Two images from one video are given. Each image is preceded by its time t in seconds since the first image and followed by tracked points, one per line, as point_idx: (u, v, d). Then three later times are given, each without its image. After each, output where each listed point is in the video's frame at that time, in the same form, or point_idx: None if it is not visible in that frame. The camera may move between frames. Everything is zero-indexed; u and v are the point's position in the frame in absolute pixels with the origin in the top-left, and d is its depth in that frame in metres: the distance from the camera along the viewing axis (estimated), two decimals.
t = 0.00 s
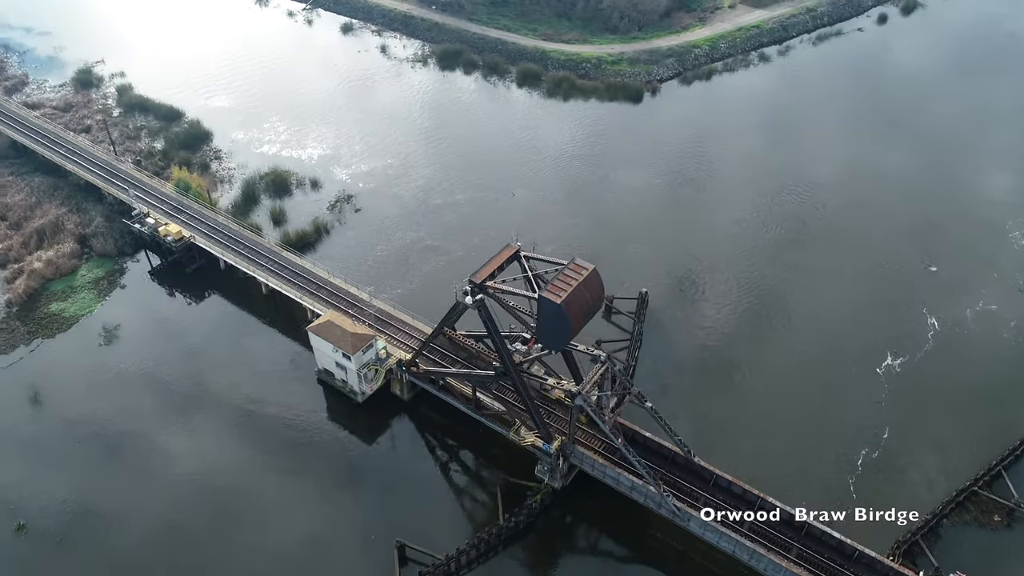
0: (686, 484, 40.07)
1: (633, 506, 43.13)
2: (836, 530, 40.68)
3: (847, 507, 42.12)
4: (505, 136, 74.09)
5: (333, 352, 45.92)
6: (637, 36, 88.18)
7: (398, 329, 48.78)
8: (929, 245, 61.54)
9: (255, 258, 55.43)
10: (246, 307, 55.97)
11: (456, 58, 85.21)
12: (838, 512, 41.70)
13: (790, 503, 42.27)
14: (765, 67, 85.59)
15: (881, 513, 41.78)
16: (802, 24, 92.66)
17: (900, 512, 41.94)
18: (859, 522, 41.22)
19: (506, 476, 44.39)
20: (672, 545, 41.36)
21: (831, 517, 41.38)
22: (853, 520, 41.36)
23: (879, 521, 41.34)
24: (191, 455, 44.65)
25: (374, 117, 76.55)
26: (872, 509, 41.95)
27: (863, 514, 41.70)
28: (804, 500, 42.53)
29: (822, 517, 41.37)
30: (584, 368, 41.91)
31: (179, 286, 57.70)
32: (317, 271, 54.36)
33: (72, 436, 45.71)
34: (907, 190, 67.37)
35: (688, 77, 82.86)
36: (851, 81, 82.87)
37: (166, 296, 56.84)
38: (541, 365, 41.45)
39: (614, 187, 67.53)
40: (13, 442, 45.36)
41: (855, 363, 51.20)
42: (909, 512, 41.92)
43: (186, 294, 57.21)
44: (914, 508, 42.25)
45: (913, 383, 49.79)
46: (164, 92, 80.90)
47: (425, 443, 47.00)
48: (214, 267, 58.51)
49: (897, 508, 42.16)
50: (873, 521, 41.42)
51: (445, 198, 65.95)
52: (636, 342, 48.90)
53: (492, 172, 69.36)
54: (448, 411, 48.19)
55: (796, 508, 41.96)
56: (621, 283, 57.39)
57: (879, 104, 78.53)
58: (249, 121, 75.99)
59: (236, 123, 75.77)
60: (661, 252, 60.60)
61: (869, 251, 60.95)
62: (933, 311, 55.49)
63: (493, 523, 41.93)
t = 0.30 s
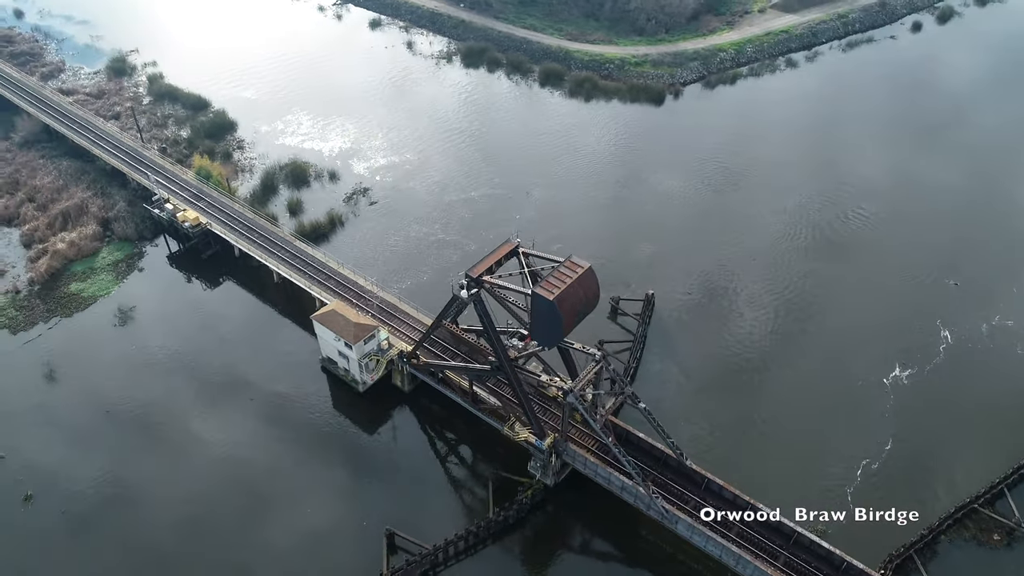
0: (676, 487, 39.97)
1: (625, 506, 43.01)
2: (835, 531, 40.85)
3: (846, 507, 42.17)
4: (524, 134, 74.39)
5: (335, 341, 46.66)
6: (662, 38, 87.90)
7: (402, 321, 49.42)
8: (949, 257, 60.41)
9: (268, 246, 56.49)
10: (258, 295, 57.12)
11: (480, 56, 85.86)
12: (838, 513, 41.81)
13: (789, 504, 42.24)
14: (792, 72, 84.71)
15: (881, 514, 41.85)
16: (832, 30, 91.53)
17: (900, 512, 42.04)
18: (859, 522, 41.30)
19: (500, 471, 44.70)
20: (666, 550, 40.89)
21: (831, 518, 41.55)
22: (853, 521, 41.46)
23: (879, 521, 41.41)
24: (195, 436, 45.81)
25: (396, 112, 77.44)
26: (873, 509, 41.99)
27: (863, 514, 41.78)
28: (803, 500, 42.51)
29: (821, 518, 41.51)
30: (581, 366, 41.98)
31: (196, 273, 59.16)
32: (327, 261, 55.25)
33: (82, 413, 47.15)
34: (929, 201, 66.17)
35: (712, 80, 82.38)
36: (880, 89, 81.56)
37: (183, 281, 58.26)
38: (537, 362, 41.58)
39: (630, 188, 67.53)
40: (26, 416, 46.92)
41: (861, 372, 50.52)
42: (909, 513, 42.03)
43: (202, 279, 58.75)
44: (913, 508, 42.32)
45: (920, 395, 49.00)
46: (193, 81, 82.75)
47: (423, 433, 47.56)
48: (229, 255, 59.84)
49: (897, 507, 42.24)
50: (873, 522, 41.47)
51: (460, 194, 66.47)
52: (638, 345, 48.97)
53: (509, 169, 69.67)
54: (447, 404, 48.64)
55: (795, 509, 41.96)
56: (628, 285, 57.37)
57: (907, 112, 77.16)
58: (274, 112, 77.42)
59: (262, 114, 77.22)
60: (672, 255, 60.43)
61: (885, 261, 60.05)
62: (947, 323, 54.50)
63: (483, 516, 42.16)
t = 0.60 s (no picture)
0: (666, 489, 39.91)
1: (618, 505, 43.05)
2: (834, 531, 40.92)
3: (847, 506, 42.26)
4: (543, 133, 74.68)
5: (338, 331, 47.41)
6: (688, 41, 87.49)
7: (405, 313, 50.02)
8: (967, 269, 59.28)
9: (282, 235, 57.51)
10: (271, 283, 58.25)
11: (504, 54, 86.39)
12: (838, 512, 41.87)
13: (789, 504, 42.24)
14: (817, 79, 83.76)
15: (882, 513, 41.87)
16: (862, 37, 90.30)
17: (900, 512, 42.06)
18: (859, 522, 41.36)
19: (494, 464, 45.05)
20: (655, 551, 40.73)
21: (830, 518, 41.61)
22: (853, 520, 41.53)
23: (879, 521, 41.44)
24: (198, 416, 46.91)
25: (418, 107, 78.29)
26: (872, 509, 41.99)
27: (863, 513, 41.82)
28: (804, 500, 42.50)
29: (821, 518, 41.58)
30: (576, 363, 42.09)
31: (213, 259, 60.50)
32: (338, 252, 56.10)
33: (93, 391, 48.52)
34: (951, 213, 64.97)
35: (735, 84, 81.86)
36: (907, 97, 80.28)
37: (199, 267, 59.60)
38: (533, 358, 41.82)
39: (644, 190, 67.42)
40: (39, 391, 48.41)
41: (867, 381, 49.87)
42: (909, 513, 42.06)
43: (218, 265, 60.09)
44: (913, 508, 42.40)
45: (926, 407, 48.20)
46: (221, 72, 84.50)
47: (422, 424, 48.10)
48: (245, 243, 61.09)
49: (898, 507, 42.27)
50: (874, 522, 41.47)
51: (475, 190, 66.96)
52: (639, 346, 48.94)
53: (526, 167, 69.97)
54: (447, 396, 49.12)
55: (795, 509, 41.97)
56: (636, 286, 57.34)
57: (934, 122, 75.82)
58: (298, 104, 78.73)
59: (286, 106, 78.59)
60: (681, 257, 60.23)
61: (900, 271, 59.13)
62: (959, 335, 53.51)
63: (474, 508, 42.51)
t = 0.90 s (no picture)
0: (654, 491, 39.87)
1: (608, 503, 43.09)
2: (833, 532, 40.91)
3: (847, 505, 42.23)
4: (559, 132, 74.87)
5: (340, 320, 48.17)
6: (711, 44, 87.06)
7: (408, 306, 50.60)
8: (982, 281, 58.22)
9: (294, 225, 58.51)
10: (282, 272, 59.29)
11: (526, 54, 86.81)
12: (838, 512, 41.84)
13: (789, 503, 42.22)
14: (842, 85, 82.78)
15: (881, 513, 41.81)
16: (891, 44, 89.00)
17: (900, 512, 42.00)
18: (859, 522, 41.34)
19: (488, 458, 45.37)
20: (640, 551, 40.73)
21: (830, 518, 41.59)
22: (853, 520, 41.51)
23: (879, 522, 41.39)
24: (201, 399, 48.00)
25: (438, 104, 78.99)
26: (872, 509, 41.96)
27: (863, 513, 41.80)
28: (805, 499, 42.45)
29: (821, 518, 41.58)
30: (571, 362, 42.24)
31: (227, 247, 61.76)
32: (347, 243, 56.91)
33: (103, 371, 49.87)
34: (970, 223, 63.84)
35: (757, 89, 81.27)
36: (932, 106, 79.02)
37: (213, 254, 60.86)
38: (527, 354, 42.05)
39: (657, 192, 67.27)
40: (52, 368, 49.93)
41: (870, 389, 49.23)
42: (909, 512, 42.01)
43: (232, 253, 61.34)
44: (913, 506, 42.33)
45: (930, 419, 47.46)
46: (247, 65, 86.10)
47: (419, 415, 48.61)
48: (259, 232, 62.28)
49: (897, 507, 42.21)
50: (874, 522, 41.44)
51: (488, 186, 67.39)
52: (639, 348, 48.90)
53: (540, 166, 70.22)
54: (445, 389, 49.61)
55: (795, 509, 41.95)
56: (641, 287, 57.30)
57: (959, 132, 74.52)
58: (320, 98, 79.96)
59: (308, 99, 79.81)
60: (690, 260, 60.04)
61: (913, 280, 58.28)
62: (969, 347, 52.59)
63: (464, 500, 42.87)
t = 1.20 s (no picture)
0: (642, 491, 39.84)
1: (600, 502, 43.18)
2: (832, 533, 40.79)
3: (847, 505, 42.12)
4: (576, 131, 75.00)
5: (343, 311, 48.92)
6: (734, 47, 86.49)
7: (411, 299, 51.18)
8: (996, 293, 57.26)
9: (305, 216, 59.46)
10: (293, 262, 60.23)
11: (547, 53, 87.07)
12: (839, 512, 41.74)
13: (789, 503, 42.20)
14: (865, 92, 81.72)
15: (882, 514, 41.69)
16: (918, 51, 87.62)
17: (900, 513, 41.90)
18: (858, 522, 41.22)
19: (483, 452, 45.69)
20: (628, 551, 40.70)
21: (830, 517, 41.50)
22: (852, 520, 41.39)
23: (879, 522, 41.29)
24: (206, 383, 49.10)
25: (456, 100, 79.58)
26: (872, 509, 41.85)
27: (863, 513, 41.69)
28: (806, 499, 42.42)
29: (821, 518, 41.49)
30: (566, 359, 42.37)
31: (242, 236, 62.97)
32: (356, 235, 57.67)
33: (114, 352, 51.18)
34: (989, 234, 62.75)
35: (778, 93, 80.56)
36: (957, 115, 77.72)
37: (227, 241, 62.08)
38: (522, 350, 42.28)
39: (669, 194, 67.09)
40: (65, 348, 51.38)
41: (873, 398, 48.66)
42: (909, 512, 41.92)
43: (246, 242, 62.54)
44: (914, 507, 42.26)
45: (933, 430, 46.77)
46: (272, 58, 87.53)
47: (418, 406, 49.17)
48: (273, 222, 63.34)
49: (898, 508, 42.12)
50: (874, 522, 41.36)
51: (501, 183, 67.77)
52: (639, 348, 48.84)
53: (554, 164, 70.43)
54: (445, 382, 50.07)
55: (795, 509, 41.90)
56: (647, 289, 57.26)
57: (983, 142, 73.21)
58: (341, 91, 81.03)
59: (329, 92, 80.94)
60: (698, 262, 59.84)
61: (925, 290, 57.51)
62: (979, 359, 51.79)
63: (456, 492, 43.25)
